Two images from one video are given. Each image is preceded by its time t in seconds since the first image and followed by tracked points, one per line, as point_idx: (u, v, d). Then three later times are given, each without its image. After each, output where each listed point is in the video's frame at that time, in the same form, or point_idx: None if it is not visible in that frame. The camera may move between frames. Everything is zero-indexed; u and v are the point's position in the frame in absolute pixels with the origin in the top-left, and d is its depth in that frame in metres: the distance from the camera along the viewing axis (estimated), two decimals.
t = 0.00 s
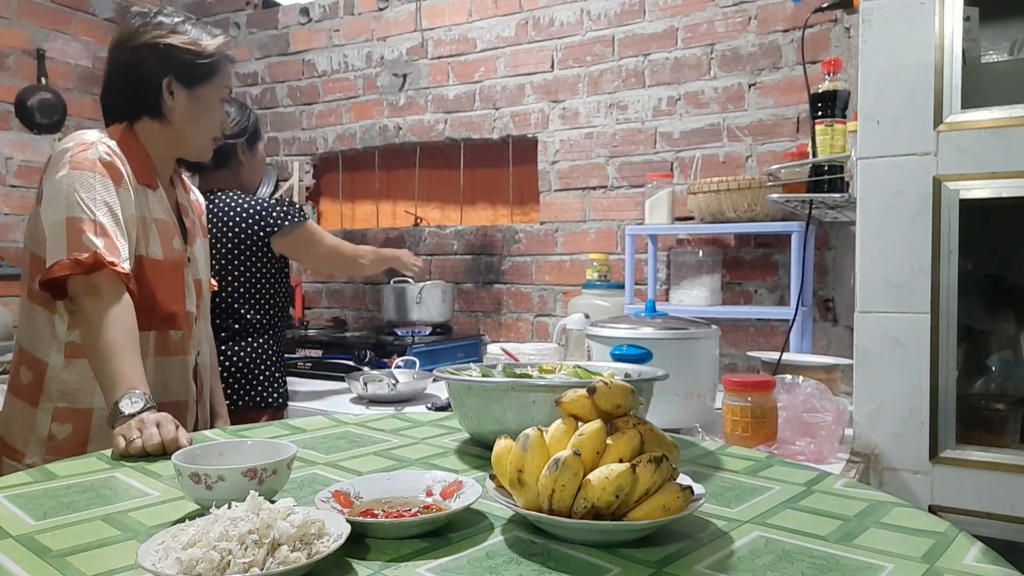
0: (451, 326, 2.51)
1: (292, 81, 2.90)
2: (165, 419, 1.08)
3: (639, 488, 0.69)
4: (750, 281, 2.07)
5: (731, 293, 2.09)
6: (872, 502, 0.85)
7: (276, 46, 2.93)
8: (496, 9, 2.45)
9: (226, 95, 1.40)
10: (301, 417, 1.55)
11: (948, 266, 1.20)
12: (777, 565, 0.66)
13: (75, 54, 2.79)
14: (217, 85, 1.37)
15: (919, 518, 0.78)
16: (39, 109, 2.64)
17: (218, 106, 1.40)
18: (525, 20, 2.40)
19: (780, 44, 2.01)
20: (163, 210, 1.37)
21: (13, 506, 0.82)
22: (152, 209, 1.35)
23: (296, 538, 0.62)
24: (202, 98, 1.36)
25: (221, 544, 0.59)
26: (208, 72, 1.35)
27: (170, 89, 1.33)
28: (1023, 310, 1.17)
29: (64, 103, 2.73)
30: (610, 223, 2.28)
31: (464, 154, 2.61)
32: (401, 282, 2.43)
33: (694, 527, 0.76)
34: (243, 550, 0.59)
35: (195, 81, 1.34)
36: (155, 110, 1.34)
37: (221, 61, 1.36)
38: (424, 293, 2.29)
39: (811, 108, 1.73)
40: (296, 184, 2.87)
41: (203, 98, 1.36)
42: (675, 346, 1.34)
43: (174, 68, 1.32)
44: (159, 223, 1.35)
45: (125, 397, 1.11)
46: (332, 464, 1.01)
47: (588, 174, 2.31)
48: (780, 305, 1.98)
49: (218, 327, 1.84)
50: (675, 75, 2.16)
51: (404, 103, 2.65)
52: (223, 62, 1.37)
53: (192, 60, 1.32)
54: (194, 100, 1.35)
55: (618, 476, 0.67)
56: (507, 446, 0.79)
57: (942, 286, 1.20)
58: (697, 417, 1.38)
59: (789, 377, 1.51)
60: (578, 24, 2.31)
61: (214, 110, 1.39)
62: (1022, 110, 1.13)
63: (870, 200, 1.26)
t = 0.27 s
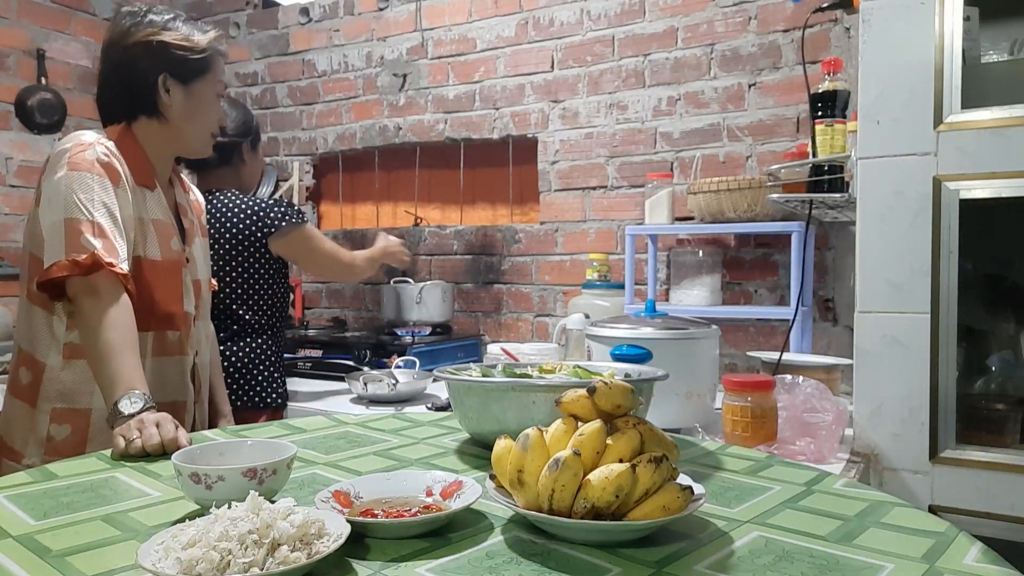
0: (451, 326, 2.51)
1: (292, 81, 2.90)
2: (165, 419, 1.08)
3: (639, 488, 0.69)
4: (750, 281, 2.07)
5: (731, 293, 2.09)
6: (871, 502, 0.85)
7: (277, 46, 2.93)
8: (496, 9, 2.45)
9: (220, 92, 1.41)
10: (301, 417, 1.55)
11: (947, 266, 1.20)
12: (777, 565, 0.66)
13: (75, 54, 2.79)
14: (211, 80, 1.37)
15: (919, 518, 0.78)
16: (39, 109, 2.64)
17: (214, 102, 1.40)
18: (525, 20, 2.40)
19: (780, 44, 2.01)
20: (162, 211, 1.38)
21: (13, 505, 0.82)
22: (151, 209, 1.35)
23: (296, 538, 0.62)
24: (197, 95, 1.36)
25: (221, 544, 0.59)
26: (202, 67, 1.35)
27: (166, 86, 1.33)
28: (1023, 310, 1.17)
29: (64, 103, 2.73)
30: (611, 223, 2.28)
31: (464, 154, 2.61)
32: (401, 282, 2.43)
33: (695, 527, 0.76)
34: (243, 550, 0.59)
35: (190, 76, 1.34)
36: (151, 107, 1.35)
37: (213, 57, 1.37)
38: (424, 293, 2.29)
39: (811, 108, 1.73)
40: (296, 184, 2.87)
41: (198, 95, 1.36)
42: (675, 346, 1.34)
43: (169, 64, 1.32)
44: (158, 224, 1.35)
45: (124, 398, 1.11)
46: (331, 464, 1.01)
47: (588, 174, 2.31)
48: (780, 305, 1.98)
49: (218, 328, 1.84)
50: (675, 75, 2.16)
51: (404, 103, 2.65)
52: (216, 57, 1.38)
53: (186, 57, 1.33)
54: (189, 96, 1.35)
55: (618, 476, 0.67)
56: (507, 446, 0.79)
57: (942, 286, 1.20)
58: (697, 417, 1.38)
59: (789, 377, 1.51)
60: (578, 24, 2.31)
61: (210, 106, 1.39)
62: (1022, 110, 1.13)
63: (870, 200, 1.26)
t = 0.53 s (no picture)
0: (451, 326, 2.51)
1: (292, 81, 2.90)
2: (165, 420, 1.08)
3: (639, 487, 0.69)
4: (750, 281, 2.07)
5: (731, 293, 2.09)
6: (871, 502, 0.85)
7: (277, 46, 2.93)
8: (496, 9, 2.45)
9: (216, 86, 1.39)
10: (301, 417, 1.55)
11: (947, 267, 1.20)
12: (777, 565, 0.66)
13: (75, 54, 2.79)
14: (205, 75, 1.37)
15: (919, 518, 0.78)
16: (39, 109, 2.64)
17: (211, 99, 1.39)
18: (525, 20, 2.40)
19: (780, 44, 2.01)
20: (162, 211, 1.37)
21: (13, 505, 0.82)
22: (151, 210, 1.35)
23: (296, 538, 0.62)
24: (194, 92, 1.36)
25: (221, 544, 0.59)
26: (196, 63, 1.34)
27: (156, 84, 1.33)
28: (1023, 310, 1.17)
29: (64, 103, 2.73)
30: (611, 223, 2.28)
31: (464, 154, 2.61)
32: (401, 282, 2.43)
33: (695, 527, 0.76)
34: (243, 550, 0.59)
35: (183, 73, 1.33)
36: (146, 105, 1.35)
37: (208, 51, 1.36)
38: (424, 293, 2.29)
39: (811, 108, 1.73)
40: (296, 184, 2.87)
41: (194, 93, 1.36)
42: (675, 346, 1.34)
43: (160, 62, 1.31)
44: (158, 225, 1.35)
45: (125, 397, 1.11)
46: (331, 464, 1.01)
47: (588, 174, 2.31)
48: (780, 305, 1.98)
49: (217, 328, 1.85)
50: (675, 75, 2.16)
51: (404, 103, 2.65)
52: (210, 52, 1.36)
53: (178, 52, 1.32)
54: (185, 93, 1.35)
55: (618, 476, 0.67)
56: (507, 446, 0.79)
57: (941, 286, 1.20)
58: (697, 417, 1.38)
59: (789, 377, 1.51)
60: (578, 24, 2.31)
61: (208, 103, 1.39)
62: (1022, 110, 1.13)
63: (870, 200, 1.26)
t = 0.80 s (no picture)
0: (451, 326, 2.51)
1: (292, 81, 2.90)
2: (165, 420, 1.08)
3: (639, 487, 0.69)
4: (750, 281, 2.07)
5: (731, 293, 2.09)
6: (871, 501, 0.85)
7: (277, 46, 2.93)
8: (496, 9, 2.45)
9: (205, 76, 1.38)
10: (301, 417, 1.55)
11: (947, 267, 1.20)
12: (777, 565, 0.66)
13: (75, 54, 2.79)
14: (190, 66, 1.36)
15: (919, 518, 0.78)
16: (39, 109, 2.64)
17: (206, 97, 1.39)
18: (525, 20, 2.40)
19: (780, 44, 2.01)
20: (163, 213, 1.37)
21: (13, 505, 0.82)
22: (150, 212, 1.34)
23: (296, 538, 0.62)
24: (184, 89, 1.36)
25: (221, 544, 0.59)
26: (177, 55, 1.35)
27: (139, 84, 1.35)
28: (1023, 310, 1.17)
29: (64, 103, 2.73)
30: (611, 223, 2.28)
31: (464, 154, 2.61)
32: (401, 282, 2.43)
33: (695, 527, 0.76)
34: (243, 550, 0.59)
35: (164, 67, 1.34)
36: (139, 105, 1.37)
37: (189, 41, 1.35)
38: (424, 293, 2.29)
39: (811, 108, 1.73)
40: (296, 184, 2.87)
41: (189, 93, 1.36)
42: (675, 346, 1.34)
43: (141, 58, 1.34)
44: (156, 228, 1.35)
45: (126, 397, 1.11)
46: (331, 464, 1.01)
47: (588, 174, 2.31)
48: (780, 305, 1.98)
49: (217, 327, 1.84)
50: (675, 75, 2.16)
51: (404, 103, 2.65)
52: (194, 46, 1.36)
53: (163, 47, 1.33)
54: (174, 90, 1.35)
55: (618, 476, 0.67)
56: (507, 446, 0.79)
57: (941, 286, 1.20)
58: (697, 416, 1.38)
59: (789, 377, 1.51)
60: (578, 24, 2.31)
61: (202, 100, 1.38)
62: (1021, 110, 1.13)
63: (870, 200, 1.26)
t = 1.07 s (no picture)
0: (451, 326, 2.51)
1: (292, 81, 2.90)
2: (164, 420, 1.08)
3: (639, 488, 0.69)
4: (750, 281, 2.07)
5: (731, 293, 2.09)
6: (871, 501, 0.85)
7: (277, 46, 2.93)
8: (496, 9, 2.45)
9: (178, 71, 1.38)
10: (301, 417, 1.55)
11: (947, 267, 1.20)
12: (778, 565, 0.66)
13: (75, 54, 2.79)
14: (162, 60, 1.36)
15: (919, 518, 0.78)
16: (39, 109, 2.64)
17: (182, 92, 1.38)
18: (525, 20, 2.40)
19: (780, 44, 2.01)
20: (150, 215, 1.35)
21: (13, 506, 0.82)
22: (135, 214, 1.32)
23: (296, 538, 0.62)
24: (159, 86, 1.36)
25: (221, 544, 0.59)
26: (150, 50, 1.35)
27: (117, 85, 1.37)
28: None
29: (64, 103, 2.73)
30: (611, 223, 2.28)
31: (464, 154, 2.61)
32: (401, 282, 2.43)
33: (695, 528, 0.76)
34: (243, 550, 0.59)
35: (135, 64, 1.35)
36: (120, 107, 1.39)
37: (159, 36, 1.36)
38: (424, 293, 2.29)
39: (811, 109, 1.73)
40: (296, 184, 2.87)
41: (166, 90, 1.36)
42: (675, 346, 1.34)
43: (114, 59, 1.35)
44: (141, 229, 1.33)
45: (123, 398, 1.11)
46: (331, 464, 1.01)
47: (588, 174, 2.31)
48: (780, 305, 1.98)
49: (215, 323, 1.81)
50: (675, 75, 2.16)
51: (404, 103, 2.65)
52: (166, 42, 1.37)
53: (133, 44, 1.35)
54: (151, 88, 1.35)
55: (618, 476, 0.67)
56: (507, 446, 0.79)
57: (941, 286, 1.20)
58: (697, 416, 1.38)
59: (789, 377, 1.51)
60: (578, 24, 2.31)
61: (178, 95, 1.37)
62: (1021, 110, 1.13)
63: (870, 200, 1.26)
